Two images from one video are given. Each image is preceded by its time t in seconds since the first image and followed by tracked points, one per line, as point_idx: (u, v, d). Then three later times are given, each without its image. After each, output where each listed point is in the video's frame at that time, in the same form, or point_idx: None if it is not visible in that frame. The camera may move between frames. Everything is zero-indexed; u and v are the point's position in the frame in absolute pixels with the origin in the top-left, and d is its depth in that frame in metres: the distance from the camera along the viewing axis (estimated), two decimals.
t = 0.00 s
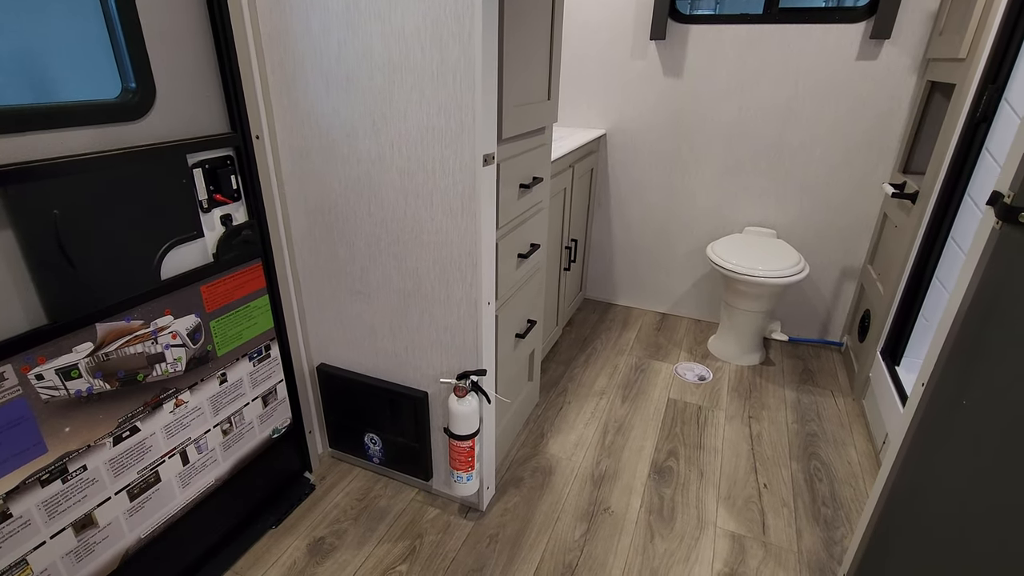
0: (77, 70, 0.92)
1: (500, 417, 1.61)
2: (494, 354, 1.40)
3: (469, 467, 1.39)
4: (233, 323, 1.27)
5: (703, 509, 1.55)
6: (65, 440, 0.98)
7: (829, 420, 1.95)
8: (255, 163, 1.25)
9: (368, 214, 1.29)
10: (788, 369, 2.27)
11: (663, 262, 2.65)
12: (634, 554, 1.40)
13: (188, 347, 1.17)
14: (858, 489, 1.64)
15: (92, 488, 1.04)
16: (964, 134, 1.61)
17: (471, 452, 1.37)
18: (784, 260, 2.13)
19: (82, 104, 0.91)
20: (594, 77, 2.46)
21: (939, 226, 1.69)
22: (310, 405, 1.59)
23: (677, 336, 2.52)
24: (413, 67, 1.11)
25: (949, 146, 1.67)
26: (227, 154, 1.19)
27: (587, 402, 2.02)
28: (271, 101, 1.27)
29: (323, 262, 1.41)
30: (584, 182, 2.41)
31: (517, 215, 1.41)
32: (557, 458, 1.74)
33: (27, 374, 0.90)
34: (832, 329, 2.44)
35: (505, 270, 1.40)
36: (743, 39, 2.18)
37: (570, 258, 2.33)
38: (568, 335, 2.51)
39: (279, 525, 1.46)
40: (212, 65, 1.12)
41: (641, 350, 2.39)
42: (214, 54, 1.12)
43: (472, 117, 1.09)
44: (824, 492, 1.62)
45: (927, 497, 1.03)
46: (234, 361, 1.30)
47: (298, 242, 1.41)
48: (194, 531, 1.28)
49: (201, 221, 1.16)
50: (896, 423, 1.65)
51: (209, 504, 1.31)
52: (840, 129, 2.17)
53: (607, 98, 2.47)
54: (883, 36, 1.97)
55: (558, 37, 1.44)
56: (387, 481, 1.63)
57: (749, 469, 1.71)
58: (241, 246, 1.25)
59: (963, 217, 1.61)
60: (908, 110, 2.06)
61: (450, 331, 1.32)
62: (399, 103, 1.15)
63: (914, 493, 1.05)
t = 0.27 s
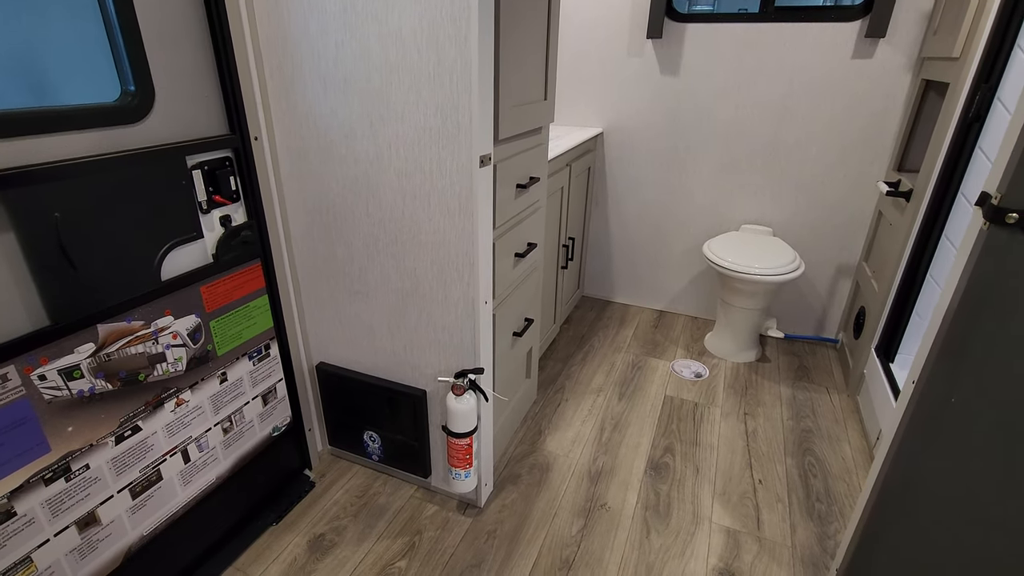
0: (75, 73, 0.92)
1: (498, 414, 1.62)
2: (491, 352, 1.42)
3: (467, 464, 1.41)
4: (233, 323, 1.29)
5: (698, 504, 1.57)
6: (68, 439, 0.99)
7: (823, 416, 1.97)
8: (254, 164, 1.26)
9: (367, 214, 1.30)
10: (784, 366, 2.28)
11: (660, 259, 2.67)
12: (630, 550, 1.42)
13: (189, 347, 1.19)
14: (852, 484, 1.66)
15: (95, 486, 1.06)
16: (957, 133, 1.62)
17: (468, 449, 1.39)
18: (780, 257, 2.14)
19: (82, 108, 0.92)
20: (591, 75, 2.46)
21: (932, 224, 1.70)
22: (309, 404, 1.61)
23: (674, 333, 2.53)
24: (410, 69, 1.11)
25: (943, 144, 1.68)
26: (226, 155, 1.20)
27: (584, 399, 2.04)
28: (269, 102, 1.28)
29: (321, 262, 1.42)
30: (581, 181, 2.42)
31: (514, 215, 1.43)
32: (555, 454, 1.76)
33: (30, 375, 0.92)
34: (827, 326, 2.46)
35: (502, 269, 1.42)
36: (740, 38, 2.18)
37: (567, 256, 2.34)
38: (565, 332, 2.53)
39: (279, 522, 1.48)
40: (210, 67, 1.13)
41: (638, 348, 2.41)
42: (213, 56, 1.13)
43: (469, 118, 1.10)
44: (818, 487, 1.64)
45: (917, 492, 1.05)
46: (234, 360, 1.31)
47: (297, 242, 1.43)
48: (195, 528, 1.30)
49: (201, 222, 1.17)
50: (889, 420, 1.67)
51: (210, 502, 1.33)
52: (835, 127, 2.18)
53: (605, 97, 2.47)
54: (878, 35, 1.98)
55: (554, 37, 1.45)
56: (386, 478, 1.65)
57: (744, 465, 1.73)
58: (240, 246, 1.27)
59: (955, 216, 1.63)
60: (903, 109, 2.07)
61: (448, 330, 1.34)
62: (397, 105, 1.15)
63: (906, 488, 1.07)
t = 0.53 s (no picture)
0: (77, 74, 0.94)
1: (496, 410, 1.64)
2: (489, 348, 1.43)
3: (465, 459, 1.43)
4: (234, 320, 1.30)
5: (694, 498, 1.59)
6: (73, 435, 1.01)
7: (818, 411, 1.99)
8: (253, 163, 1.28)
9: (365, 213, 1.31)
10: (780, 361, 2.30)
11: (657, 256, 2.68)
12: (626, 543, 1.44)
13: (190, 344, 1.20)
14: (846, 478, 1.68)
15: (99, 481, 1.08)
16: (950, 130, 1.63)
17: (467, 444, 1.41)
18: (776, 254, 2.16)
19: (84, 109, 0.94)
20: (588, 73, 2.47)
21: (926, 221, 1.72)
22: (309, 400, 1.63)
23: (671, 330, 2.55)
24: (408, 69, 1.13)
25: (936, 142, 1.69)
26: (226, 155, 1.21)
27: (582, 395, 2.06)
28: (268, 101, 1.29)
29: (321, 260, 1.44)
30: (579, 178, 2.43)
31: (511, 213, 1.44)
32: (553, 449, 1.78)
33: (35, 372, 0.93)
34: (823, 322, 2.48)
35: (500, 267, 1.43)
36: (736, 36, 2.20)
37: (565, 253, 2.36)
38: (563, 329, 2.55)
39: (280, 516, 1.50)
40: (210, 68, 1.15)
41: (636, 344, 2.42)
42: (213, 57, 1.15)
43: (466, 118, 1.12)
44: (812, 481, 1.66)
45: (906, 484, 1.07)
46: (235, 357, 1.33)
47: (296, 240, 1.44)
48: (198, 522, 1.32)
49: (202, 221, 1.18)
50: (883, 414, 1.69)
51: (212, 497, 1.35)
52: (831, 124, 2.19)
53: (602, 94, 2.48)
54: (873, 32, 1.99)
55: (550, 36, 1.46)
56: (385, 473, 1.67)
57: (739, 460, 1.75)
58: (241, 245, 1.28)
59: (948, 213, 1.64)
60: (898, 106, 2.08)
61: (446, 326, 1.35)
62: (394, 105, 1.17)
63: (895, 481, 1.09)
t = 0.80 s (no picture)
0: (80, 75, 0.96)
1: (493, 406, 1.67)
2: (486, 345, 1.46)
3: (463, 454, 1.45)
4: (234, 318, 1.33)
5: (688, 492, 1.62)
6: (78, 430, 1.04)
7: (812, 407, 2.01)
8: (253, 163, 1.30)
9: (364, 212, 1.33)
10: (775, 358, 2.33)
11: (654, 254, 2.70)
12: (621, 536, 1.47)
13: (192, 341, 1.23)
14: (838, 472, 1.70)
15: (104, 475, 1.10)
16: (942, 129, 1.65)
17: (464, 439, 1.43)
18: (771, 252, 2.18)
19: (87, 111, 0.96)
20: (586, 72, 2.49)
21: (918, 219, 1.74)
22: (309, 396, 1.65)
23: (668, 327, 2.57)
24: (405, 71, 1.15)
25: (928, 141, 1.71)
26: (227, 155, 1.23)
27: (579, 391, 2.08)
28: (268, 103, 1.31)
29: (320, 258, 1.46)
30: (576, 176, 2.45)
31: (507, 211, 1.46)
32: (549, 444, 1.80)
33: (42, 368, 0.96)
34: (818, 319, 2.50)
35: (496, 264, 1.45)
36: (732, 35, 2.21)
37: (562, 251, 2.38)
38: (561, 326, 2.57)
39: (281, 511, 1.53)
40: (211, 70, 1.17)
41: (632, 341, 2.45)
42: (213, 59, 1.17)
43: (462, 119, 1.14)
44: (805, 476, 1.69)
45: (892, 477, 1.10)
46: (236, 354, 1.35)
47: (296, 239, 1.46)
48: (200, 516, 1.34)
49: (203, 220, 1.20)
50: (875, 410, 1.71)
51: (214, 491, 1.37)
52: (826, 123, 2.21)
53: (599, 93, 2.50)
54: (867, 32, 2.01)
55: (546, 37, 1.48)
56: (384, 468, 1.69)
57: (733, 454, 1.77)
58: (241, 244, 1.30)
59: (939, 210, 1.66)
60: (892, 105, 2.10)
61: (443, 324, 1.38)
62: (391, 106, 1.19)
63: (881, 474, 1.11)
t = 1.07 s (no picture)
0: (81, 77, 0.97)
1: (492, 403, 1.68)
2: (485, 343, 1.47)
3: (462, 450, 1.47)
4: (236, 316, 1.34)
5: (685, 488, 1.63)
6: (81, 426, 1.05)
7: (809, 403, 2.03)
8: (254, 162, 1.31)
9: (363, 210, 1.35)
10: (773, 355, 2.34)
11: (653, 252, 2.72)
12: (619, 531, 1.48)
13: (194, 339, 1.24)
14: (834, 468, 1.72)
15: (108, 471, 1.12)
16: (937, 128, 1.66)
17: (463, 436, 1.44)
18: (768, 250, 2.19)
19: (89, 112, 0.97)
20: (585, 71, 2.50)
21: (913, 217, 1.75)
22: (309, 393, 1.67)
23: (666, 324, 2.59)
24: (403, 71, 1.16)
25: (924, 139, 1.72)
26: (228, 155, 1.25)
27: (577, 388, 2.10)
28: (268, 103, 1.32)
29: (320, 257, 1.48)
30: (575, 175, 2.46)
31: (505, 210, 1.47)
32: (548, 441, 1.82)
33: (46, 366, 0.97)
34: (816, 317, 2.52)
35: (495, 263, 1.47)
36: (730, 34, 2.22)
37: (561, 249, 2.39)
38: (560, 323, 2.58)
39: (282, 506, 1.54)
40: (211, 71, 1.18)
41: (631, 338, 2.46)
42: (213, 60, 1.18)
43: (460, 119, 1.15)
44: (801, 472, 1.70)
45: (885, 471, 1.12)
46: (237, 351, 1.37)
47: (296, 237, 1.48)
48: (203, 512, 1.36)
49: (204, 219, 1.22)
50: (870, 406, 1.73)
51: (216, 487, 1.39)
52: (823, 122, 2.22)
53: (598, 92, 2.51)
54: (864, 31, 2.02)
55: (543, 37, 1.49)
56: (384, 464, 1.71)
57: (730, 451, 1.79)
58: (242, 243, 1.32)
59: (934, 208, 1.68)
60: (889, 104, 2.11)
61: (442, 321, 1.39)
62: (390, 105, 1.20)
63: (874, 468, 1.13)
